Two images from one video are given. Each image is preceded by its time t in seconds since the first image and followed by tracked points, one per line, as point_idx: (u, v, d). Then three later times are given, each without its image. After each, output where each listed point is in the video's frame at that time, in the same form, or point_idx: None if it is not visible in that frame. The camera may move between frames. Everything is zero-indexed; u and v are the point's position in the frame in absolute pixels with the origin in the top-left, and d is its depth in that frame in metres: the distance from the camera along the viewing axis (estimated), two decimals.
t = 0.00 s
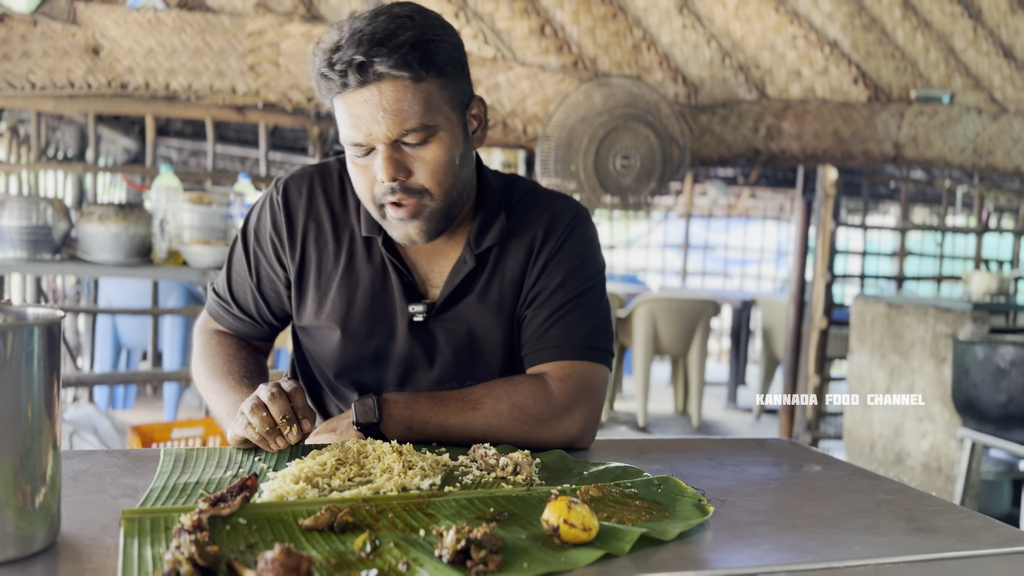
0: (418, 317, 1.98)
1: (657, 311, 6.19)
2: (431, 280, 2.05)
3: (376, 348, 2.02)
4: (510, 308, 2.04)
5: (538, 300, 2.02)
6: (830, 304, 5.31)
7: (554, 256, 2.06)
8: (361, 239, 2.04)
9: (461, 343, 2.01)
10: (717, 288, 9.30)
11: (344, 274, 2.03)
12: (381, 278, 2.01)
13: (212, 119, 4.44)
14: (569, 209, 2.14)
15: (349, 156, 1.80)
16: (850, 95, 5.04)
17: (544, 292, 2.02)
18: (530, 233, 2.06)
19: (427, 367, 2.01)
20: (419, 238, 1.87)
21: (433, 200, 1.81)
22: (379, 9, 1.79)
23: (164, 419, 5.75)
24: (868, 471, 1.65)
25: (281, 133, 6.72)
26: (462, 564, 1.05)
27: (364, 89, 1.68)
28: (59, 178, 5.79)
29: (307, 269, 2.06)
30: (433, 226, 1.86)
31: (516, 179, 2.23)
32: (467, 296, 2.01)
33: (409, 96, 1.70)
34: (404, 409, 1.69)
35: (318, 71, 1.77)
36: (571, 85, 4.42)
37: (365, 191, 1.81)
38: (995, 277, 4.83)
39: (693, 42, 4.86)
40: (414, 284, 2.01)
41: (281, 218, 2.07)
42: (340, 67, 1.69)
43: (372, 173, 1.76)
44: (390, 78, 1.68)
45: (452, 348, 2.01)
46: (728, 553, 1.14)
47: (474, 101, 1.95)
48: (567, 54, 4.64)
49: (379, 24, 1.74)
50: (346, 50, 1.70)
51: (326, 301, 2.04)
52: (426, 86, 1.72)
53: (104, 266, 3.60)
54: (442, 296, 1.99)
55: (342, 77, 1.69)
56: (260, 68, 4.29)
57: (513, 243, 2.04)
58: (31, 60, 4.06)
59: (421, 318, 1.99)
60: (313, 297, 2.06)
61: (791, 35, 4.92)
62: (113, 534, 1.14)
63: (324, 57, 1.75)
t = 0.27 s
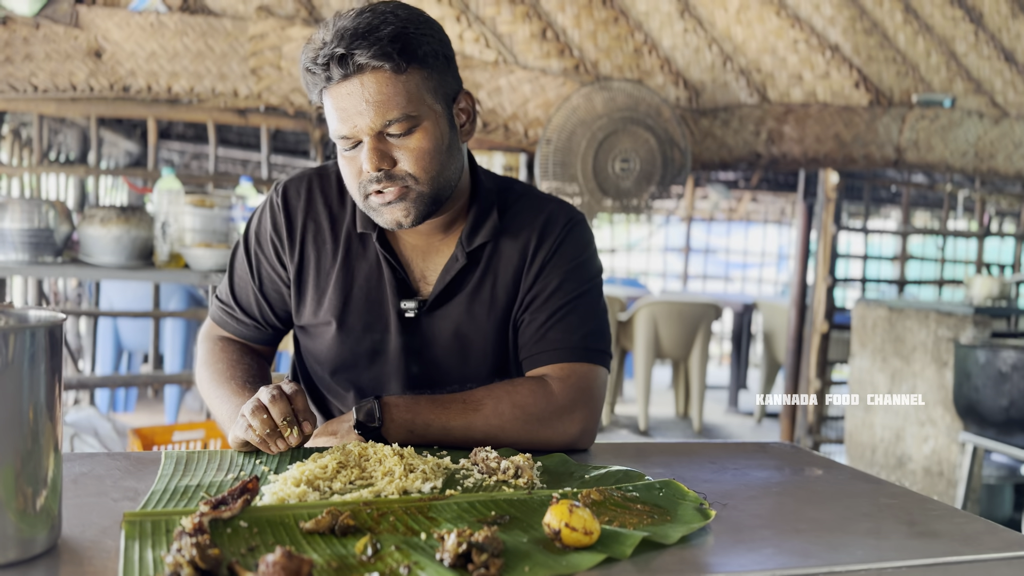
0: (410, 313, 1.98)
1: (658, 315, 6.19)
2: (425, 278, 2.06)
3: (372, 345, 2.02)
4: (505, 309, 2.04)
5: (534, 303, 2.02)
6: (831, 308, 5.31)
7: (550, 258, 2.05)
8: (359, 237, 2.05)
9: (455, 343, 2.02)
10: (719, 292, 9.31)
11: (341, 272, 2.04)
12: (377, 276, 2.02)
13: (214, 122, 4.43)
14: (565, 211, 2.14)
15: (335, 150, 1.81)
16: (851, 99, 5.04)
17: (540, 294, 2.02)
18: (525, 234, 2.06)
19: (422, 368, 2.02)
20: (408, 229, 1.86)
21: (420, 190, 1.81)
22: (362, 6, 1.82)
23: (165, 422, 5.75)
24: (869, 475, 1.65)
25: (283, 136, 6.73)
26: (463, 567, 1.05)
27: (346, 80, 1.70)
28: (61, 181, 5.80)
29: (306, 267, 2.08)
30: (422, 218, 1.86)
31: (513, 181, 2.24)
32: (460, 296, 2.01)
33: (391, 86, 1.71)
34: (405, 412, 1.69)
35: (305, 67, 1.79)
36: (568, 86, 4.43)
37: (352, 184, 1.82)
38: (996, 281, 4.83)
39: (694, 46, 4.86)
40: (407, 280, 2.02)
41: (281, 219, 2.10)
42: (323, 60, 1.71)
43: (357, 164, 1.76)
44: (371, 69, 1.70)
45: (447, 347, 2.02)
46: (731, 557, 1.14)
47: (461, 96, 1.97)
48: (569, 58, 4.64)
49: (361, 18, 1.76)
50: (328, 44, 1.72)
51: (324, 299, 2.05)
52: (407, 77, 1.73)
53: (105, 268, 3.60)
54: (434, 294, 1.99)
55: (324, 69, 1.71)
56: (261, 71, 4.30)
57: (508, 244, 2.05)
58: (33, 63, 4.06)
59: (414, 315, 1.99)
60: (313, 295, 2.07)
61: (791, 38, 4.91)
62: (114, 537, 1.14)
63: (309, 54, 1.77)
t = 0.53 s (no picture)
0: (420, 315, 2.01)
1: (659, 319, 6.19)
2: (434, 282, 2.08)
3: (379, 345, 2.04)
4: (512, 313, 2.05)
5: (540, 307, 2.03)
6: (833, 313, 5.31)
7: (558, 263, 2.07)
8: (372, 237, 2.07)
9: (461, 346, 2.03)
10: (720, 296, 9.30)
11: (352, 271, 2.06)
12: (388, 277, 2.05)
13: (216, 125, 4.47)
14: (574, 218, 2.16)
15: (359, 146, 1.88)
16: (853, 104, 5.05)
17: (548, 297, 2.03)
18: (535, 239, 2.08)
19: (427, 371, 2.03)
20: (424, 226, 1.93)
21: (438, 189, 1.88)
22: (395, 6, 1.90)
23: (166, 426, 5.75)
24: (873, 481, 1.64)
25: (285, 140, 6.74)
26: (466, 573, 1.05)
27: (376, 77, 1.78)
28: (63, 185, 5.81)
29: (318, 266, 2.10)
30: (438, 217, 1.93)
31: (524, 189, 2.26)
32: (468, 298, 2.02)
33: (418, 86, 1.79)
34: (407, 417, 1.69)
35: (335, 62, 1.86)
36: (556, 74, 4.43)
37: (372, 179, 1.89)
38: (998, 286, 4.82)
39: (696, 51, 4.86)
40: (417, 283, 2.04)
41: (295, 217, 2.12)
42: (355, 56, 1.79)
43: (380, 160, 1.84)
44: (401, 68, 1.78)
45: (453, 350, 2.03)
46: (734, 564, 1.14)
47: (485, 102, 2.05)
48: (571, 63, 4.65)
49: (393, 17, 1.84)
50: (360, 41, 1.80)
51: (334, 299, 2.07)
52: (435, 78, 1.81)
53: (108, 273, 3.59)
54: (443, 297, 2.01)
55: (355, 65, 1.79)
56: (264, 76, 4.31)
57: (518, 248, 2.07)
58: (36, 67, 4.07)
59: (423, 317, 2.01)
60: (323, 293, 2.09)
61: (793, 44, 4.90)
62: (117, 541, 1.14)
63: (340, 49, 1.85)
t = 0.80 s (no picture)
0: (441, 318, 2.02)
1: (661, 324, 6.19)
2: (453, 287, 2.09)
3: (398, 346, 2.05)
4: (529, 318, 2.06)
5: (556, 312, 2.04)
6: (835, 318, 5.31)
7: (575, 271, 2.09)
8: (397, 237, 2.09)
9: (478, 350, 2.04)
10: (722, 301, 9.30)
11: (376, 272, 2.07)
12: (410, 279, 2.06)
13: (219, 130, 4.50)
14: (594, 230, 2.18)
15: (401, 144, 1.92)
16: (855, 110, 5.05)
17: (566, 304, 2.05)
18: (554, 247, 2.10)
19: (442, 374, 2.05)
20: (457, 228, 1.96)
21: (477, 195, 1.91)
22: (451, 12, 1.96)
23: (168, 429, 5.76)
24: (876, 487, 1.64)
25: (288, 145, 6.76)
26: None
27: (431, 77, 1.82)
28: (66, 188, 5.83)
29: (342, 265, 2.10)
30: (472, 222, 1.96)
31: (545, 199, 2.29)
32: (488, 302, 2.04)
33: (471, 92, 1.84)
34: (410, 420, 1.69)
35: (388, 58, 1.90)
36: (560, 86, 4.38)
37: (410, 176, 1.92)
38: (1001, 292, 4.82)
39: (699, 56, 4.86)
40: (440, 285, 2.05)
41: (321, 214, 2.12)
42: (412, 55, 1.83)
43: (422, 160, 1.87)
44: (457, 71, 1.83)
45: (470, 354, 2.04)
46: (737, 570, 1.14)
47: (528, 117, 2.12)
48: (573, 68, 4.66)
49: (451, 21, 1.89)
50: (419, 40, 1.85)
51: (356, 299, 2.07)
52: (488, 86, 1.87)
53: (111, 276, 3.62)
54: (465, 301, 2.02)
55: (412, 63, 1.83)
56: (267, 80, 4.32)
57: (539, 255, 2.09)
58: (40, 71, 4.08)
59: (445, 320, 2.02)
60: (345, 293, 2.09)
61: (795, 49, 4.90)
62: (120, 546, 1.14)
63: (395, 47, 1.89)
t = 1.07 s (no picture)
0: (461, 319, 2.06)
1: (663, 329, 6.18)
2: (471, 291, 2.13)
3: (415, 346, 2.07)
4: (543, 323, 2.10)
5: (568, 318, 2.09)
6: (837, 323, 5.30)
7: (590, 280, 2.14)
8: (421, 239, 2.11)
9: (492, 353, 2.07)
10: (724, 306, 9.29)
11: (397, 272, 2.09)
12: (431, 280, 2.09)
13: (221, 134, 4.51)
14: (610, 244, 2.24)
15: (450, 134, 2.01)
16: (857, 115, 5.05)
17: (582, 311, 2.09)
18: (572, 256, 2.15)
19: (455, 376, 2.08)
20: (486, 227, 2.05)
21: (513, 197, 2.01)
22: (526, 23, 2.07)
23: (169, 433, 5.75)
24: (877, 494, 1.63)
25: (290, 149, 6.77)
26: None
27: (499, 75, 1.94)
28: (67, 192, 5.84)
29: (363, 264, 2.12)
30: (502, 224, 2.05)
31: (562, 210, 2.34)
32: (506, 305, 2.08)
33: (533, 98, 1.96)
34: (412, 422, 1.69)
35: (459, 47, 1.99)
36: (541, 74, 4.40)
37: (451, 164, 2.01)
38: (1003, 297, 4.81)
39: (701, 61, 4.85)
40: (460, 288, 2.09)
41: (345, 212, 2.13)
42: (487, 50, 1.94)
43: (469, 152, 1.97)
44: (525, 75, 1.95)
45: (483, 357, 2.07)
46: None
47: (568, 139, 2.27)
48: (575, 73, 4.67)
49: (526, 27, 2.01)
50: (496, 39, 1.96)
51: (375, 298, 2.09)
52: (547, 97, 1.99)
53: (113, 281, 3.60)
54: (484, 303, 2.06)
55: (485, 57, 1.94)
56: (270, 85, 4.32)
57: (557, 263, 2.13)
58: (42, 75, 4.09)
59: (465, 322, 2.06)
60: (365, 291, 2.11)
61: (797, 54, 4.89)
62: (119, 552, 1.13)
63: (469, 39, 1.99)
